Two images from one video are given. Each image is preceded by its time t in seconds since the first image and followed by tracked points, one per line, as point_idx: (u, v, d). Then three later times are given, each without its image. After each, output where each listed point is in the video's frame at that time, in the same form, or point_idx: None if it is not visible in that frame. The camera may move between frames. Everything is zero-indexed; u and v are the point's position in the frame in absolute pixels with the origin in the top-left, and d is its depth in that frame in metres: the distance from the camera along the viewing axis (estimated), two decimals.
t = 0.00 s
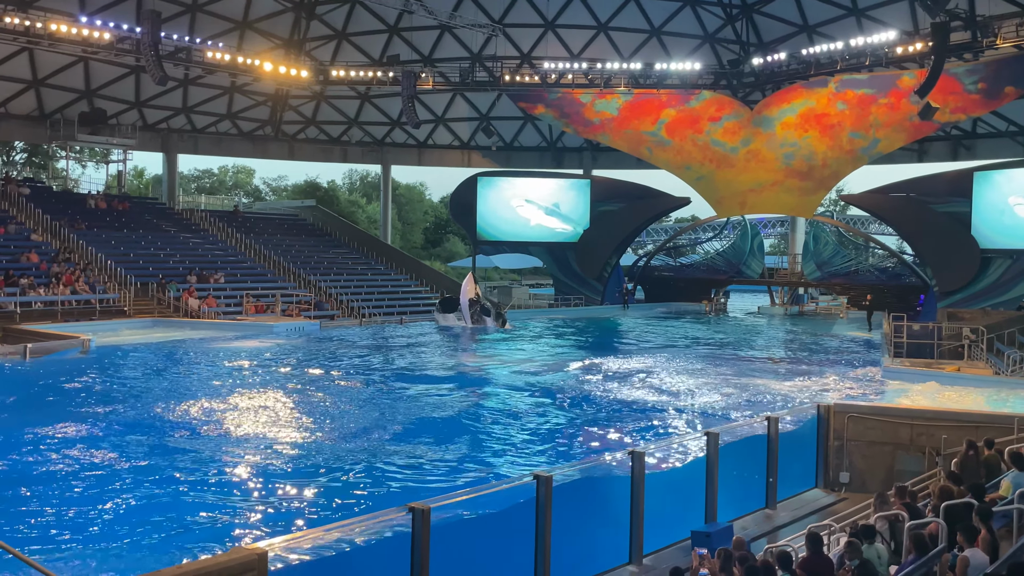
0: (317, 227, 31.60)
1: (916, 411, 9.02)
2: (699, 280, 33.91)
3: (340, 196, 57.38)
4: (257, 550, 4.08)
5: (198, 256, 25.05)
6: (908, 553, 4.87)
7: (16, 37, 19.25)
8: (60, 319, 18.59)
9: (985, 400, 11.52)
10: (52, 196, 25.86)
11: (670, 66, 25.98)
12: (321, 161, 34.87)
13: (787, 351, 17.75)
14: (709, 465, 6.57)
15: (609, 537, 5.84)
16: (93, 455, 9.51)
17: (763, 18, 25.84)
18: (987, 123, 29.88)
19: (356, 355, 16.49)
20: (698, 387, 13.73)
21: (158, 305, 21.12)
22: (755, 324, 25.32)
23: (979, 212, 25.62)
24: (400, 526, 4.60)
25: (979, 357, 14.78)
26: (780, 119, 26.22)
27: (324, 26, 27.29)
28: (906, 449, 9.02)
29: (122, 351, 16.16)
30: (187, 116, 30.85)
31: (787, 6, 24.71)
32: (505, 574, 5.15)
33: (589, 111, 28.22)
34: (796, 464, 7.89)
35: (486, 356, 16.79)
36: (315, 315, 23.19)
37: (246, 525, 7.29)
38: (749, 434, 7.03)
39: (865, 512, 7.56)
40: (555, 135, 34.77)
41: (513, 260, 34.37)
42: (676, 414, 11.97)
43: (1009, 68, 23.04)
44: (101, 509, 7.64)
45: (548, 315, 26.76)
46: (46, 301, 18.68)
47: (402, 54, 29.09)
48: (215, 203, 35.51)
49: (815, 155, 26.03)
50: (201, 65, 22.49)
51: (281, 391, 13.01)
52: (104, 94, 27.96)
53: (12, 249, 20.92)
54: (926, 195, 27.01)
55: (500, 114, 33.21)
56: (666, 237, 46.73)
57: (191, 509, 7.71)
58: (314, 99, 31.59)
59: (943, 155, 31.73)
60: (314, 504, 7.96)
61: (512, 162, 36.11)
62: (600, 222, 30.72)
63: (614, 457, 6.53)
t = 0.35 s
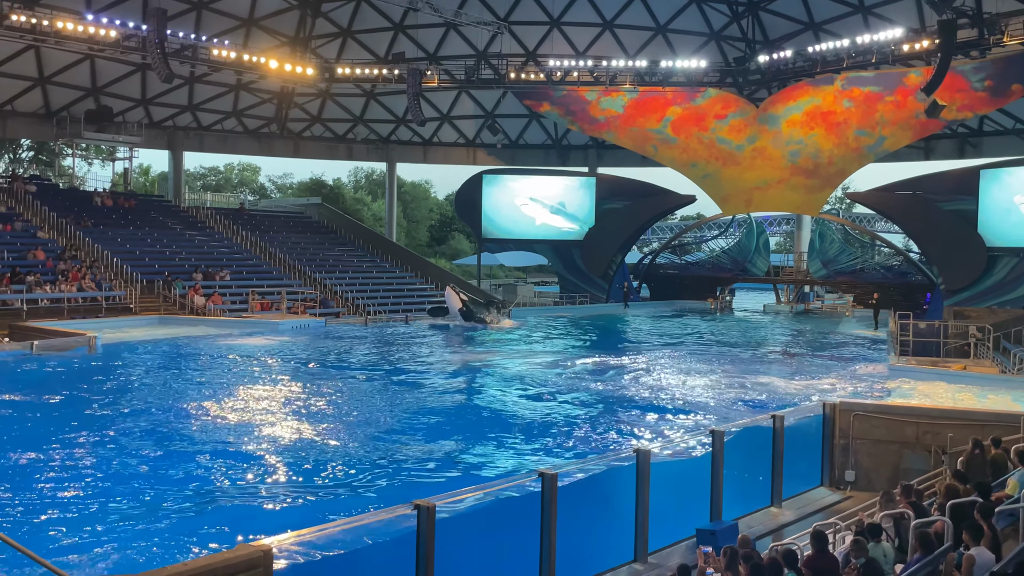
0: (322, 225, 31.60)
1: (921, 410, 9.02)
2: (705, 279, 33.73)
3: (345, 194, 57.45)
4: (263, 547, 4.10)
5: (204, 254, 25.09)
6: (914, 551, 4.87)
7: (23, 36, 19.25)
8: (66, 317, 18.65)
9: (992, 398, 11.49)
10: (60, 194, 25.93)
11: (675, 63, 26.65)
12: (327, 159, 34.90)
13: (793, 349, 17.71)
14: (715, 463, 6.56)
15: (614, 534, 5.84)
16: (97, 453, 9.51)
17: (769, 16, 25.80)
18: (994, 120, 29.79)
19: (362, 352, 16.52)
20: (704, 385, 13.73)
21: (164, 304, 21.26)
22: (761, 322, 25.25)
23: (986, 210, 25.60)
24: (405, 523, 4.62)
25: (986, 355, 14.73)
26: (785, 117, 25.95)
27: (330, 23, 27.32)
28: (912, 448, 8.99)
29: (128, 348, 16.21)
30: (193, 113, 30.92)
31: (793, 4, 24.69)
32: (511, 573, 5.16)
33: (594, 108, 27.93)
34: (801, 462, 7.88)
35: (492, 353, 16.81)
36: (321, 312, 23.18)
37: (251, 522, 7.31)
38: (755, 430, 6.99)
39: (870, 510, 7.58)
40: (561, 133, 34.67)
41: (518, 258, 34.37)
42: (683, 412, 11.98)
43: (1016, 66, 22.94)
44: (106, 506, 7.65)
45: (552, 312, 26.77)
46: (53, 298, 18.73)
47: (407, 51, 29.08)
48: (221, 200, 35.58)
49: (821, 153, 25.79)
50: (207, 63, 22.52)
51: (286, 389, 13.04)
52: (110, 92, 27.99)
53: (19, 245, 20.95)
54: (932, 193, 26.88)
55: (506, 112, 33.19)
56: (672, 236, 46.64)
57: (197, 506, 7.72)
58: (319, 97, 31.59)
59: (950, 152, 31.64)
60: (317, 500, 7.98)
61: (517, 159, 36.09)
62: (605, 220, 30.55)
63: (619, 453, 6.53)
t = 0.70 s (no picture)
0: (331, 221, 31.63)
1: (931, 407, 8.94)
2: (714, 275, 33.57)
3: (353, 190, 57.54)
4: (272, 543, 4.16)
5: (213, 249, 25.14)
6: (922, 549, 4.89)
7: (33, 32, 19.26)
8: (76, 312, 18.71)
9: (1003, 396, 11.43)
10: (69, 189, 25.99)
11: (686, 59, 26.70)
12: (335, 155, 34.94)
13: (803, 346, 17.66)
14: (723, 458, 6.56)
15: (622, 530, 5.85)
16: (106, 447, 9.55)
17: (779, 12, 25.70)
18: (1006, 116, 29.62)
19: (372, 348, 16.54)
20: (713, 382, 13.70)
21: (173, 299, 21.29)
22: (768, 319, 25.17)
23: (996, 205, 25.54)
24: (413, 518, 4.64)
25: (997, 353, 14.66)
26: (795, 113, 25.96)
27: (339, 19, 27.30)
28: (921, 445, 8.93)
29: (138, 343, 16.27)
30: (202, 109, 30.96)
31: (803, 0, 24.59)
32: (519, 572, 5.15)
33: (603, 105, 28.13)
34: (808, 459, 7.88)
35: (500, 350, 16.79)
36: (329, 308, 23.20)
37: (258, 517, 7.33)
38: (762, 426, 7.00)
39: (878, 508, 7.53)
40: (569, 129, 34.67)
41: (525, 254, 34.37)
42: (691, 409, 11.96)
43: None
44: (114, 501, 7.66)
45: (559, 308, 26.77)
46: (63, 294, 18.75)
47: (415, 47, 29.04)
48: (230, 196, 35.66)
49: (831, 149, 25.66)
50: (216, 59, 22.52)
51: (296, 384, 13.05)
52: (120, 88, 28.05)
53: (29, 241, 21.00)
54: (942, 190, 26.78)
55: (514, 108, 33.15)
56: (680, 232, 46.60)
57: (206, 502, 7.74)
58: (328, 93, 31.59)
59: (960, 149, 31.48)
60: (323, 496, 7.99)
61: (526, 156, 36.05)
62: (614, 216, 30.45)
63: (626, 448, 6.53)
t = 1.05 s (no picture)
0: (343, 215, 31.71)
1: (945, 403, 8.89)
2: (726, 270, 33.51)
3: (365, 184, 57.66)
4: (285, 534, 4.30)
5: (226, 244, 25.22)
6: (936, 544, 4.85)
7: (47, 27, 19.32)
8: (90, 306, 18.81)
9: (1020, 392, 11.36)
10: (83, 183, 26.17)
11: (697, 55, 25.59)
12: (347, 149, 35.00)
13: (816, 341, 17.60)
14: (734, 451, 6.54)
15: (634, 526, 5.85)
16: (126, 440, 9.66)
17: (793, 6, 25.55)
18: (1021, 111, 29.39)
19: (385, 342, 16.57)
20: (724, 377, 13.67)
21: (186, 293, 21.24)
22: (781, 315, 25.06)
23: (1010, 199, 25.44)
24: (425, 512, 4.66)
25: (1012, 349, 14.58)
26: (808, 108, 25.82)
27: (351, 15, 27.33)
28: (934, 441, 8.91)
29: (152, 336, 16.35)
30: (214, 104, 31.05)
31: None
32: (531, 567, 5.19)
33: (615, 99, 28.25)
34: (821, 455, 7.85)
35: (512, 344, 16.81)
36: (341, 303, 23.25)
37: (269, 509, 7.38)
38: (774, 422, 6.98)
39: (891, 504, 7.48)
40: (581, 124, 34.60)
41: (538, 249, 34.39)
42: (702, 404, 11.95)
43: None
44: (130, 492, 7.76)
45: (571, 304, 26.74)
46: (77, 288, 18.87)
47: (427, 42, 29.03)
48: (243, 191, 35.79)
49: (845, 144, 25.64)
50: (228, 54, 22.56)
51: (309, 378, 13.12)
52: (134, 83, 28.16)
53: (43, 235, 21.09)
54: (957, 184, 26.59)
55: (526, 103, 33.09)
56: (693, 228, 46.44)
57: (218, 494, 7.80)
58: (340, 88, 31.63)
59: (975, 144, 31.26)
60: (334, 490, 8.02)
61: (538, 151, 36.08)
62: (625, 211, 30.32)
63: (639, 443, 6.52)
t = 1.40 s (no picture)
0: (358, 209, 31.81)
1: (963, 398, 8.86)
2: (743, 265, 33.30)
3: (380, 178, 57.81)
4: (302, 527, 4.31)
5: (243, 238, 25.36)
6: (952, 541, 4.84)
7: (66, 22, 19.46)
8: (108, 299, 18.95)
9: None
10: (101, 177, 26.31)
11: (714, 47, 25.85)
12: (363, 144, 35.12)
13: (835, 335, 17.54)
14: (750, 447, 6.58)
15: (650, 520, 5.86)
16: (144, 432, 9.75)
17: None
18: None
19: (400, 336, 16.61)
20: (740, 371, 13.67)
21: (203, 287, 21.42)
22: (797, 309, 24.94)
23: None
24: (441, 507, 4.68)
25: None
26: (826, 101, 25.56)
27: (367, 8, 27.35)
28: (952, 437, 8.85)
29: (168, 330, 16.45)
30: (231, 98, 31.18)
31: None
32: (547, 561, 5.19)
33: (631, 93, 28.11)
34: (837, 450, 7.84)
35: (528, 338, 16.85)
36: (358, 296, 23.30)
37: (286, 502, 7.42)
38: (789, 417, 6.98)
39: (907, 499, 7.48)
40: (596, 118, 34.39)
41: (553, 244, 34.39)
42: (720, 397, 11.95)
43: None
44: (148, 484, 7.83)
45: (586, 298, 26.72)
46: (96, 281, 19.03)
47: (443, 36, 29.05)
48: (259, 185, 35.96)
49: (862, 137, 25.37)
50: (245, 48, 22.68)
51: (324, 371, 13.20)
52: (151, 77, 28.31)
53: (62, 229, 21.23)
54: (972, 178, 26.46)
55: (542, 97, 33.04)
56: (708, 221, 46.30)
57: (234, 486, 7.85)
58: (356, 82, 31.70)
59: (994, 137, 31.03)
60: (352, 482, 8.05)
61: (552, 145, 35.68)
62: (640, 206, 30.43)
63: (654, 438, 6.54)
